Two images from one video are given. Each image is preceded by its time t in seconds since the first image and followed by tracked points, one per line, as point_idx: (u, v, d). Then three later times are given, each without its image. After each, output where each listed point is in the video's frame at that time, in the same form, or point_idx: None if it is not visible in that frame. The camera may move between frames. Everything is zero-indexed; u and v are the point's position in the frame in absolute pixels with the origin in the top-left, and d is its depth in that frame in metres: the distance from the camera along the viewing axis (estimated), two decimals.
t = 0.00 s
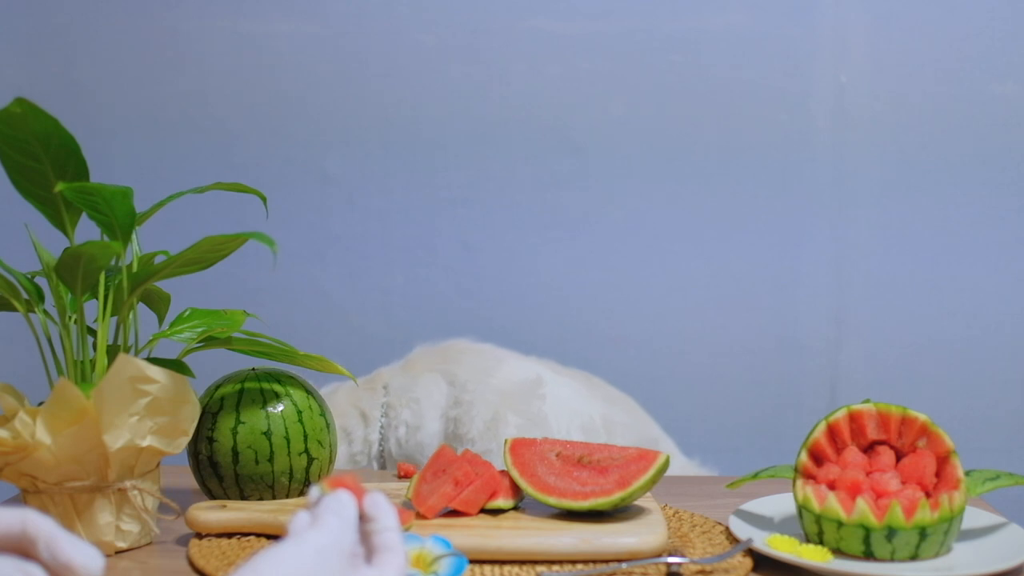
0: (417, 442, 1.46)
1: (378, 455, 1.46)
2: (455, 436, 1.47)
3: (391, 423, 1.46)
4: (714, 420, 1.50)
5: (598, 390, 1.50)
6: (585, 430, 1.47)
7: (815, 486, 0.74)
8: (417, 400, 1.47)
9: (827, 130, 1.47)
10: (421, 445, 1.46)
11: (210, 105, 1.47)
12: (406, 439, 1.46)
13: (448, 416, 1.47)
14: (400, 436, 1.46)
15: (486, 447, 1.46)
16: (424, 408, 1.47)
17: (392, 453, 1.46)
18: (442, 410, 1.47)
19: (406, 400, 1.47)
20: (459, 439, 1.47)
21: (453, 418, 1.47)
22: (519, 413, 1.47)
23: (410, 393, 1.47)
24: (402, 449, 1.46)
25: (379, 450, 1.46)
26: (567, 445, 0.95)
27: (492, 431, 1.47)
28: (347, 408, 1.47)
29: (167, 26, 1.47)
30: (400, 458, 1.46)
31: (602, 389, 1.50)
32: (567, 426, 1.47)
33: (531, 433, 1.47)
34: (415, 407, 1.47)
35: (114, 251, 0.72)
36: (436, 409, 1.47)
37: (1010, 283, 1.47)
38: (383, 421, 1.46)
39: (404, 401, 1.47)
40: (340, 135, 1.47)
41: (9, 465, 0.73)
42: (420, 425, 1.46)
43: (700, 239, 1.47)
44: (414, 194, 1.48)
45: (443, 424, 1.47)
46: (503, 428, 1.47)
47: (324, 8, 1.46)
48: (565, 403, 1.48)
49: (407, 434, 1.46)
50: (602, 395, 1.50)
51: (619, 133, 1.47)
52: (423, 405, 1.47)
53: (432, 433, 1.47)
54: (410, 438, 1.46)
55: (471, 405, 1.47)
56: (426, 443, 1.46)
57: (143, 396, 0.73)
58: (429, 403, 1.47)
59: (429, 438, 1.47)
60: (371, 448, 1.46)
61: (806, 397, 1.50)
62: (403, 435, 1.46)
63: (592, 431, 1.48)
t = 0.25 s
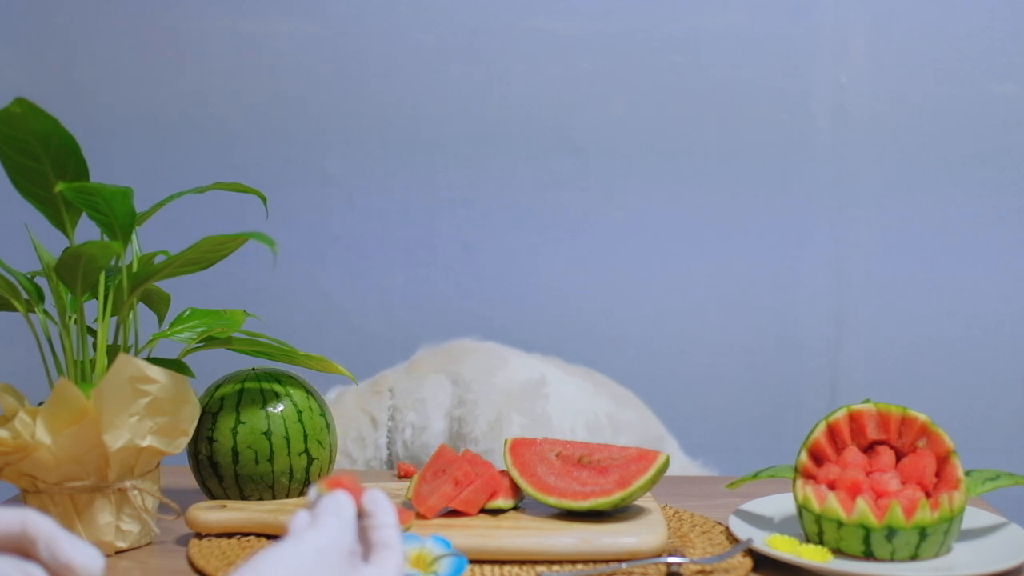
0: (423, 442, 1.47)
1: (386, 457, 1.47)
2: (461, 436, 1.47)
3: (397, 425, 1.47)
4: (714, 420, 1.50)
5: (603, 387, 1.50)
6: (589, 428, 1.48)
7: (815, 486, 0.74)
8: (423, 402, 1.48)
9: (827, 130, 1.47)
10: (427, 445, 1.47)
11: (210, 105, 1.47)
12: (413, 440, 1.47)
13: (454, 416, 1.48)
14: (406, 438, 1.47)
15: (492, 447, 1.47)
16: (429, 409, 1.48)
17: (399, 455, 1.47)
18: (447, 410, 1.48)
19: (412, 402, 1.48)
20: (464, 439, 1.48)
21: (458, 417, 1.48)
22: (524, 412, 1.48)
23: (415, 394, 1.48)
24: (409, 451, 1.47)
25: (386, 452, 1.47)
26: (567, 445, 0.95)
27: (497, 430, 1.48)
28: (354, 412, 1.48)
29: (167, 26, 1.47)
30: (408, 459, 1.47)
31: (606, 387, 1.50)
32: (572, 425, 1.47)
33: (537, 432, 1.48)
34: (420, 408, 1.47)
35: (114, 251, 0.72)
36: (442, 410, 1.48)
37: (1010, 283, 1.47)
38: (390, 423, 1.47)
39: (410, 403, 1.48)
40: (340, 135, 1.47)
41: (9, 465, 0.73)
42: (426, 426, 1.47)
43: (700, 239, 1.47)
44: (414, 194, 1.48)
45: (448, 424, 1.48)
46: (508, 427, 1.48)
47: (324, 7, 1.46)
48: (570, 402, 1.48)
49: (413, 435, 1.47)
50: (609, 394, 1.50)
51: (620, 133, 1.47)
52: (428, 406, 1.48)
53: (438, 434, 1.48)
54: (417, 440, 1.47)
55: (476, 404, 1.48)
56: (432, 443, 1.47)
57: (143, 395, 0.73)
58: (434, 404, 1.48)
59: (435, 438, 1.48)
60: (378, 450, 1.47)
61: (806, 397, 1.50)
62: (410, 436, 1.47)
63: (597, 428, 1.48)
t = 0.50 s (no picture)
0: (429, 443, 1.46)
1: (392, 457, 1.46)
2: (467, 435, 1.47)
3: (403, 424, 1.46)
4: (714, 420, 1.50)
5: (608, 384, 1.50)
6: (595, 426, 1.48)
7: (815, 486, 0.74)
8: (428, 401, 1.47)
9: (827, 130, 1.47)
10: (433, 445, 1.46)
11: (209, 105, 1.47)
12: (419, 440, 1.46)
13: (460, 414, 1.47)
14: (412, 437, 1.46)
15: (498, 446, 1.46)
16: (435, 408, 1.47)
17: (405, 455, 1.46)
18: (454, 409, 1.47)
19: (418, 401, 1.47)
20: (470, 438, 1.47)
21: (464, 416, 1.47)
22: (530, 410, 1.48)
23: (421, 393, 1.47)
24: (415, 451, 1.46)
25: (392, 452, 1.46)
26: (566, 445, 0.95)
27: (504, 428, 1.47)
28: (360, 410, 1.47)
29: (167, 26, 1.47)
30: (414, 459, 1.46)
31: (611, 385, 1.50)
32: (578, 422, 1.47)
33: (544, 431, 1.47)
34: (426, 407, 1.47)
35: (114, 251, 0.72)
36: (447, 409, 1.47)
37: (1010, 283, 1.47)
38: (396, 422, 1.46)
39: (415, 402, 1.47)
40: (339, 135, 1.47)
41: (9, 465, 0.73)
42: (432, 425, 1.47)
43: (700, 239, 1.47)
44: (414, 194, 1.48)
45: (454, 423, 1.47)
46: (515, 426, 1.47)
47: (324, 7, 1.46)
48: (576, 400, 1.48)
49: (419, 435, 1.46)
50: (610, 390, 1.50)
51: (619, 133, 1.47)
52: (434, 405, 1.47)
53: (444, 433, 1.47)
54: (422, 439, 1.46)
55: (482, 403, 1.47)
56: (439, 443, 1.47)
57: (143, 395, 0.73)
58: (440, 403, 1.47)
59: (441, 438, 1.47)
60: (384, 450, 1.46)
61: (805, 397, 1.50)
62: (416, 436, 1.46)
63: (603, 425, 1.49)
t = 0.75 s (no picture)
0: (420, 442, 1.46)
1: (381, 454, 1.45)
2: (459, 436, 1.47)
3: (395, 422, 1.46)
4: (714, 420, 1.50)
5: (602, 387, 1.50)
6: (588, 428, 1.48)
7: (815, 486, 0.74)
8: (422, 400, 1.47)
9: (827, 130, 1.47)
10: (424, 445, 1.45)
11: (210, 105, 1.47)
12: (410, 439, 1.46)
13: (452, 416, 1.47)
14: (404, 434, 1.45)
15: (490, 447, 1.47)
16: (428, 408, 1.46)
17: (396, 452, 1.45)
18: (447, 410, 1.47)
19: (411, 399, 1.47)
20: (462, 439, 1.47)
21: (457, 417, 1.47)
22: (523, 412, 1.48)
23: (414, 391, 1.47)
24: (405, 448, 1.45)
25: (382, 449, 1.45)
26: (567, 445, 0.95)
27: (496, 429, 1.48)
28: (353, 403, 1.46)
29: (166, 25, 1.47)
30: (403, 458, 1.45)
31: (605, 387, 1.50)
32: (571, 424, 1.48)
33: (536, 432, 1.48)
34: (419, 406, 1.46)
35: (114, 251, 0.72)
36: (440, 409, 1.46)
37: (1010, 283, 1.47)
38: (388, 419, 1.46)
39: (408, 400, 1.47)
40: (339, 135, 1.47)
41: (9, 465, 0.73)
42: (424, 425, 1.46)
43: (700, 239, 1.47)
44: (414, 194, 1.48)
45: (446, 424, 1.46)
46: (508, 427, 1.48)
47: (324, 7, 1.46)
48: (570, 400, 1.49)
49: (411, 434, 1.46)
50: (605, 392, 1.50)
51: (619, 133, 1.47)
52: (427, 405, 1.47)
53: (436, 434, 1.46)
54: (414, 438, 1.46)
55: (475, 404, 1.48)
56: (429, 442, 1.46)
57: (143, 395, 0.73)
58: (433, 403, 1.47)
59: (432, 438, 1.46)
60: (375, 446, 1.45)
61: (805, 397, 1.50)
62: (408, 434, 1.45)
63: (596, 428, 1.49)
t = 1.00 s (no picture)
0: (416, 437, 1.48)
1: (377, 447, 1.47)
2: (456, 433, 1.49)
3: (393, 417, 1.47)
4: (714, 420, 1.50)
5: (600, 389, 1.50)
6: (586, 429, 1.49)
7: (815, 486, 0.74)
8: (419, 397, 1.49)
9: (827, 130, 1.47)
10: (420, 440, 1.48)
11: (209, 105, 1.47)
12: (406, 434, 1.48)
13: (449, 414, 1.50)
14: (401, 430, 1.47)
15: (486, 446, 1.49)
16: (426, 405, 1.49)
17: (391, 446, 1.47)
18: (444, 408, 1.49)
19: (408, 396, 1.48)
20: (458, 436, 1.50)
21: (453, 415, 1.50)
22: (520, 413, 1.49)
23: (413, 388, 1.49)
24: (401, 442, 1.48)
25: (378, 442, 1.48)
26: (567, 445, 0.96)
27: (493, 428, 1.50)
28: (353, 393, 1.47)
29: (166, 25, 1.47)
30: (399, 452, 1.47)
31: (603, 390, 1.50)
32: (569, 425, 1.49)
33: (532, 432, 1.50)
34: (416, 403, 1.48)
35: (114, 251, 0.72)
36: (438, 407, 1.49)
37: (1010, 282, 1.47)
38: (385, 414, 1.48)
39: (406, 397, 1.49)
40: (339, 135, 1.47)
41: (10, 465, 0.73)
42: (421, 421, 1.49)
43: (700, 239, 1.47)
44: (414, 194, 1.48)
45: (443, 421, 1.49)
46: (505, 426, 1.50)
47: (324, 7, 1.46)
48: (568, 401, 1.49)
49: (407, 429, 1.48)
50: (604, 395, 1.50)
51: (619, 133, 1.47)
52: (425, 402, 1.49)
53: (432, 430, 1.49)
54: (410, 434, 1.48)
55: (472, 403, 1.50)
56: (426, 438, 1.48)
57: (143, 395, 0.73)
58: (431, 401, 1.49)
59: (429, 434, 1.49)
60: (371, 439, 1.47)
61: (805, 397, 1.50)
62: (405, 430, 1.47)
63: (593, 429, 1.49)
